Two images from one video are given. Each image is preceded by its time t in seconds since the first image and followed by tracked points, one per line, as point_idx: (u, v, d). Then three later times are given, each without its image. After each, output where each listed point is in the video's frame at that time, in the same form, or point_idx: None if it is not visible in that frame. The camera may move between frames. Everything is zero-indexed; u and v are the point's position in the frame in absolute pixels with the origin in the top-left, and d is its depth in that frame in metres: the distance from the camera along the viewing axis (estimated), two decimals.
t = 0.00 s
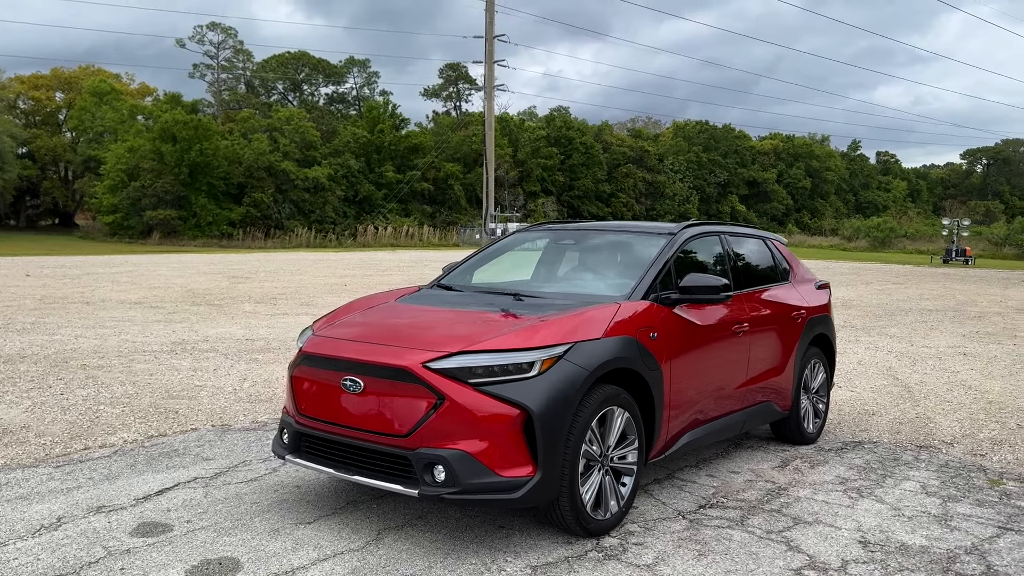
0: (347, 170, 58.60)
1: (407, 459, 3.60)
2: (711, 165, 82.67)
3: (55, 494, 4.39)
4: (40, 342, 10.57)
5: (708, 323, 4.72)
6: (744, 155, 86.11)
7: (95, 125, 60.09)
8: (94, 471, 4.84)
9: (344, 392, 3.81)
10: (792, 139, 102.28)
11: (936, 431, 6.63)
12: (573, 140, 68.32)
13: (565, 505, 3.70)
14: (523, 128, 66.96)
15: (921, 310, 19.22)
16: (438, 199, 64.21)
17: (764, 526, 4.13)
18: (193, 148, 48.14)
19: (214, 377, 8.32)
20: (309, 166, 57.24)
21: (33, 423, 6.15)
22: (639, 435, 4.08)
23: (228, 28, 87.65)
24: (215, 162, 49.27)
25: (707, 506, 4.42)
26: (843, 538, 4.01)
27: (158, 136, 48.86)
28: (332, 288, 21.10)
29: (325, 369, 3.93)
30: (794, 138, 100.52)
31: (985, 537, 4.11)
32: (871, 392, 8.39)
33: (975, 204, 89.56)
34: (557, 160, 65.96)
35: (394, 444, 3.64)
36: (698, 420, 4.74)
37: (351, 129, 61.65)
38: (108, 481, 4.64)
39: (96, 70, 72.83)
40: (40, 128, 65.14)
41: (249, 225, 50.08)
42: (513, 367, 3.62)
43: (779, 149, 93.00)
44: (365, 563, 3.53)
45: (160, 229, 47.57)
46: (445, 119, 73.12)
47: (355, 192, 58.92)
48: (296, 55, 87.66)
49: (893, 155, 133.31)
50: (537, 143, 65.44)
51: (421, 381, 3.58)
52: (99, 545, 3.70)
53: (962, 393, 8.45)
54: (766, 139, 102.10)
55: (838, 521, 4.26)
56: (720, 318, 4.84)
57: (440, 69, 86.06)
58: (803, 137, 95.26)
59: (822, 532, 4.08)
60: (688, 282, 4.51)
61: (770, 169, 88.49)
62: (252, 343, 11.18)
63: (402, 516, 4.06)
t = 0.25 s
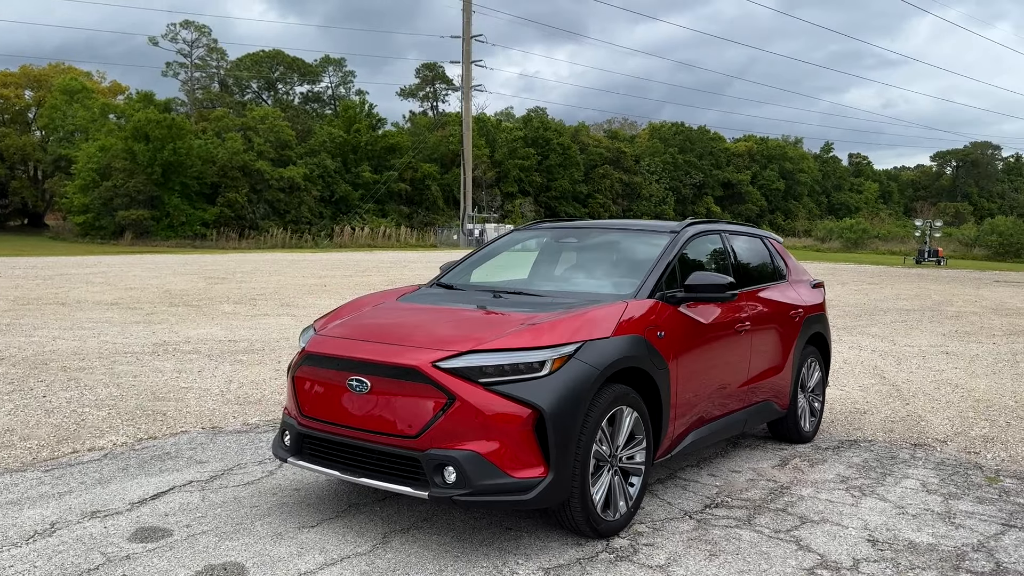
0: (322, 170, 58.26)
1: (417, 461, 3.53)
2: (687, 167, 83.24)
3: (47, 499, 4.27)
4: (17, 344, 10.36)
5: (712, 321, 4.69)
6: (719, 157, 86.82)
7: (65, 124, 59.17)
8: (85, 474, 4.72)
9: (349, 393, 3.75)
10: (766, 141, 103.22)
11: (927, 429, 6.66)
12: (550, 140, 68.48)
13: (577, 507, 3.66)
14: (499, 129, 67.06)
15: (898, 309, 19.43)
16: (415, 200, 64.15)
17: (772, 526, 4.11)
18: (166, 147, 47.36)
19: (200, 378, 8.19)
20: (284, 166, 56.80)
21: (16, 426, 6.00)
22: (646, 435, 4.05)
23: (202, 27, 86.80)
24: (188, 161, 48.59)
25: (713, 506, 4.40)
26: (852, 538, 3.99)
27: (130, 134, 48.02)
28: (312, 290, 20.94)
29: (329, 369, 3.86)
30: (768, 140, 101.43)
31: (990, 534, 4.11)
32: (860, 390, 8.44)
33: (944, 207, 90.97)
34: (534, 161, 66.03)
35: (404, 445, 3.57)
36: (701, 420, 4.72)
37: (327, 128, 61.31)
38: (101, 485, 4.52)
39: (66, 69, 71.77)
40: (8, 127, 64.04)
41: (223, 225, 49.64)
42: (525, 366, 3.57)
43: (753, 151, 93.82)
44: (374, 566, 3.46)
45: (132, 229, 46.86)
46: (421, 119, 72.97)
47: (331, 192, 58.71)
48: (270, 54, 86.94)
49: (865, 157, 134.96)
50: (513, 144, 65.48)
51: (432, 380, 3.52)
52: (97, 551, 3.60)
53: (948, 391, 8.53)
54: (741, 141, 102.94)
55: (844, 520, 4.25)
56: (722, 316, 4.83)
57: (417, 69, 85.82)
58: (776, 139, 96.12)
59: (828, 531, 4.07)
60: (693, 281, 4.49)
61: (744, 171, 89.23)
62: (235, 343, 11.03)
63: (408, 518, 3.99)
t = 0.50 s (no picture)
0: (301, 169, 57.98)
1: (429, 465, 3.47)
2: (666, 167, 83.64)
3: (42, 506, 4.16)
4: None
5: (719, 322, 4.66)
6: (698, 157, 87.31)
7: (39, 121, 58.31)
8: (79, 480, 4.61)
9: (358, 396, 3.67)
10: (744, 141, 103.91)
11: (924, 429, 6.67)
12: (530, 140, 68.47)
13: (591, 512, 3.60)
14: (480, 128, 66.93)
15: (880, 308, 19.59)
16: (395, 199, 64.10)
17: (782, 529, 4.08)
18: (143, 146, 46.59)
19: (189, 380, 8.05)
20: (262, 165, 56.36)
21: (3, 430, 5.85)
22: (657, 437, 4.00)
23: (179, 24, 85.98)
24: (166, 160, 48.02)
25: (721, 508, 4.36)
26: (863, 539, 3.97)
27: (106, 133, 47.08)
28: (294, 290, 20.77)
29: (337, 372, 3.77)
30: (745, 140, 102.12)
31: (999, 536, 4.10)
32: (854, 390, 8.46)
33: (919, 206, 92.06)
34: (514, 160, 66.05)
35: (416, 449, 3.50)
36: (707, 422, 4.68)
37: (306, 127, 60.91)
38: (97, 491, 4.41)
39: (40, 65, 70.75)
40: None
41: (201, 224, 49.26)
42: (538, 368, 3.51)
43: (731, 151, 94.43)
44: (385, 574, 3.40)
45: (108, 228, 46.21)
46: (400, 118, 72.73)
47: (310, 191, 58.43)
48: (248, 52, 86.27)
49: (841, 158, 136.29)
50: (493, 143, 65.51)
51: (444, 384, 3.45)
52: (98, 561, 3.49)
53: (941, 390, 8.57)
54: (719, 141, 103.54)
55: (853, 521, 4.23)
56: (729, 317, 4.80)
57: (396, 67, 85.53)
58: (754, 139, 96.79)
59: (840, 533, 4.04)
60: (701, 281, 4.45)
61: (722, 171, 89.77)
62: (222, 344, 10.89)
63: (415, 524, 3.92)
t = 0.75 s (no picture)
0: (277, 165, 57.73)
1: (437, 469, 3.42)
2: (642, 165, 84.02)
3: (34, 512, 4.06)
4: None
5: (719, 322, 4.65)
6: (674, 155, 87.80)
7: (8, 116, 57.23)
8: (71, 485, 4.51)
9: (362, 399, 3.61)
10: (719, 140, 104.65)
11: (914, 428, 6.71)
12: (508, 138, 68.49)
13: (597, 515, 3.58)
14: (457, 125, 66.78)
15: (858, 306, 19.81)
16: (371, 196, 63.94)
17: (786, 530, 4.08)
18: (116, 142, 45.56)
19: (175, 381, 7.93)
20: (238, 162, 55.83)
21: None
22: (662, 439, 3.98)
23: (152, 19, 84.94)
24: (139, 156, 47.34)
25: (723, 509, 4.36)
26: (867, 540, 3.97)
27: (78, 128, 45.11)
28: (272, 289, 20.63)
29: (340, 375, 3.71)
30: (721, 139, 102.80)
31: (999, 535, 4.13)
32: (841, 389, 8.51)
33: (891, 206, 93.24)
34: (492, 158, 66.03)
35: (422, 452, 3.45)
36: (706, 422, 4.68)
37: (282, 124, 60.39)
38: (90, 496, 4.33)
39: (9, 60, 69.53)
40: None
41: (175, 222, 48.76)
42: (547, 371, 3.48)
43: (707, 150, 95.04)
44: None
45: (80, 226, 45.34)
46: (377, 115, 72.39)
47: (285, 188, 58.04)
48: (223, 47, 85.40)
49: (815, 157, 137.62)
50: (471, 140, 65.46)
51: (451, 387, 3.41)
52: (97, 568, 3.41)
53: (927, 389, 8.65)
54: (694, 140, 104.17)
55: (855, 522, 4.24)
56: (728, 318, 4.79)
57: (373, 64, 85.10)
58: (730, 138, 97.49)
59: (843, 534, 4.05)
60: (702, 282, 4.44)
61: (698, 170, 90.36)
62: (204, 344, 10.76)
63: (419, 528, 3.86)
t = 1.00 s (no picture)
0: (256, 162, 57.37)
1: (440, 467, 3.41)
2: (623, 163, 84.25)
3: (27, 513, 4.01)
4: None
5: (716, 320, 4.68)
6: (654, 153, 88.14)
7: None
8: (64, 485, 4.46)
9: (365, 397, 3.59)
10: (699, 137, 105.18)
11: (902, 424, 6.77)
12: (489, 135, 68.44)
13: (601, 513, 3.58)
14: (438, 122, 66.67)
15: (839, 304, 19.99)
16: (352, 193, 63.77)
17: (784, 526, 4.10)
18: (93, 138, 45.01)
19: (162, 380, 7.86)
20: (216, 158, 55.34)
21: None
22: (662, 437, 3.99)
23: (129, 13, 84.04)
24: (117, 152, 46.74)
25: (720, 506, 4.38)
26: (864, 536, 4.01)
27: (54, 124, 44.68)
28: (255, 287, 20.49)
29: (342, 373, 3.69)
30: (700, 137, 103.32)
31: (993, 530, 4.18)
32: (828, 385, 8.58)
33: (869, 203, 94.17)
34: (473, 155, 65.97)
35: (426, 451, 3.44)
36: (703, 419, 4.70)
37: (261, 119, 59.94)
38: (85, 497, 4.28)
39: None
40: None
41: (153, 218, 48.31)
42: (550, 369, 3.48)
43: (687, 148, 95.48)
44: None
45: (56, 222, 44.65)
46: (357, 111, 72.04)
47: (264, 184, 57.67)
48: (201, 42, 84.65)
49: (794, 155, 138.65)
50: (452, 137, 65.39)
51: (455, 384, 3.40)
52: (96, 570, 3.37)
53: (912, 386, 8.74)
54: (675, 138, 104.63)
55: (852, 517, 4.27)
56: (725, 316, 4.82)
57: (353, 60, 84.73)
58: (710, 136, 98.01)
59: (842, 530, 4.08)
60: (700, 280, 4.47)
61: (678, 168, 90.75)
62: (189, 342, 10.67)
63: (420, 527, 3.86)
